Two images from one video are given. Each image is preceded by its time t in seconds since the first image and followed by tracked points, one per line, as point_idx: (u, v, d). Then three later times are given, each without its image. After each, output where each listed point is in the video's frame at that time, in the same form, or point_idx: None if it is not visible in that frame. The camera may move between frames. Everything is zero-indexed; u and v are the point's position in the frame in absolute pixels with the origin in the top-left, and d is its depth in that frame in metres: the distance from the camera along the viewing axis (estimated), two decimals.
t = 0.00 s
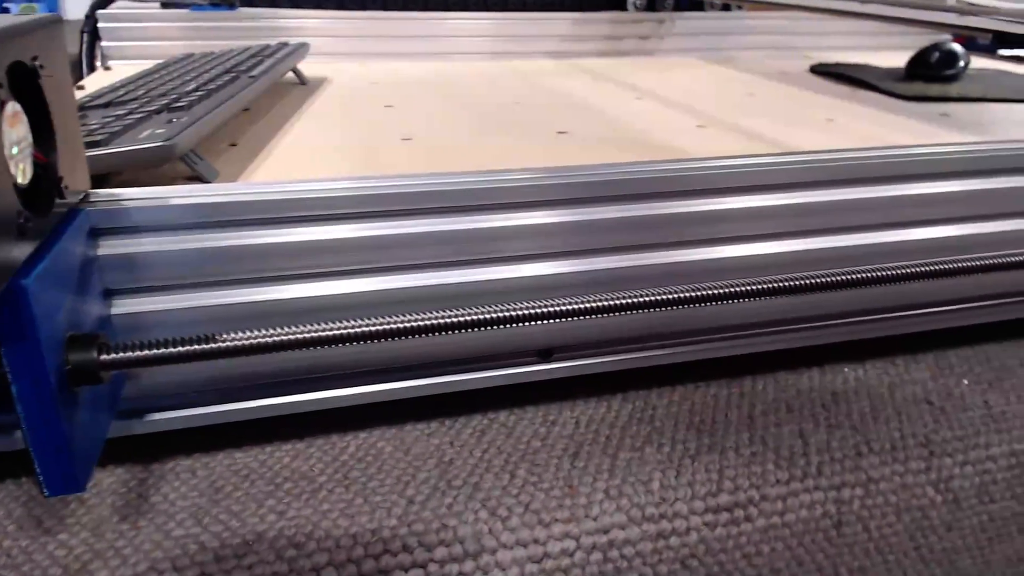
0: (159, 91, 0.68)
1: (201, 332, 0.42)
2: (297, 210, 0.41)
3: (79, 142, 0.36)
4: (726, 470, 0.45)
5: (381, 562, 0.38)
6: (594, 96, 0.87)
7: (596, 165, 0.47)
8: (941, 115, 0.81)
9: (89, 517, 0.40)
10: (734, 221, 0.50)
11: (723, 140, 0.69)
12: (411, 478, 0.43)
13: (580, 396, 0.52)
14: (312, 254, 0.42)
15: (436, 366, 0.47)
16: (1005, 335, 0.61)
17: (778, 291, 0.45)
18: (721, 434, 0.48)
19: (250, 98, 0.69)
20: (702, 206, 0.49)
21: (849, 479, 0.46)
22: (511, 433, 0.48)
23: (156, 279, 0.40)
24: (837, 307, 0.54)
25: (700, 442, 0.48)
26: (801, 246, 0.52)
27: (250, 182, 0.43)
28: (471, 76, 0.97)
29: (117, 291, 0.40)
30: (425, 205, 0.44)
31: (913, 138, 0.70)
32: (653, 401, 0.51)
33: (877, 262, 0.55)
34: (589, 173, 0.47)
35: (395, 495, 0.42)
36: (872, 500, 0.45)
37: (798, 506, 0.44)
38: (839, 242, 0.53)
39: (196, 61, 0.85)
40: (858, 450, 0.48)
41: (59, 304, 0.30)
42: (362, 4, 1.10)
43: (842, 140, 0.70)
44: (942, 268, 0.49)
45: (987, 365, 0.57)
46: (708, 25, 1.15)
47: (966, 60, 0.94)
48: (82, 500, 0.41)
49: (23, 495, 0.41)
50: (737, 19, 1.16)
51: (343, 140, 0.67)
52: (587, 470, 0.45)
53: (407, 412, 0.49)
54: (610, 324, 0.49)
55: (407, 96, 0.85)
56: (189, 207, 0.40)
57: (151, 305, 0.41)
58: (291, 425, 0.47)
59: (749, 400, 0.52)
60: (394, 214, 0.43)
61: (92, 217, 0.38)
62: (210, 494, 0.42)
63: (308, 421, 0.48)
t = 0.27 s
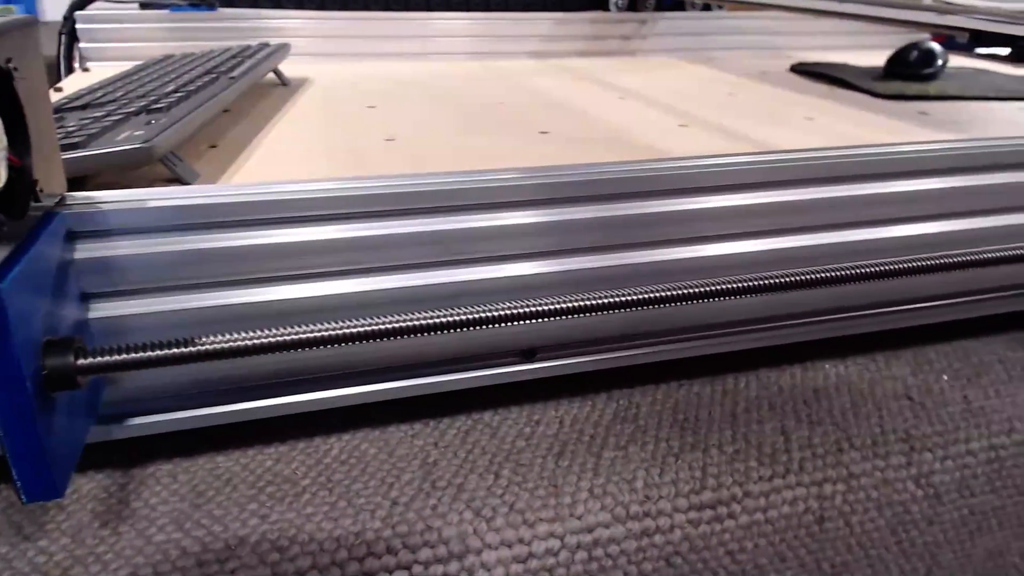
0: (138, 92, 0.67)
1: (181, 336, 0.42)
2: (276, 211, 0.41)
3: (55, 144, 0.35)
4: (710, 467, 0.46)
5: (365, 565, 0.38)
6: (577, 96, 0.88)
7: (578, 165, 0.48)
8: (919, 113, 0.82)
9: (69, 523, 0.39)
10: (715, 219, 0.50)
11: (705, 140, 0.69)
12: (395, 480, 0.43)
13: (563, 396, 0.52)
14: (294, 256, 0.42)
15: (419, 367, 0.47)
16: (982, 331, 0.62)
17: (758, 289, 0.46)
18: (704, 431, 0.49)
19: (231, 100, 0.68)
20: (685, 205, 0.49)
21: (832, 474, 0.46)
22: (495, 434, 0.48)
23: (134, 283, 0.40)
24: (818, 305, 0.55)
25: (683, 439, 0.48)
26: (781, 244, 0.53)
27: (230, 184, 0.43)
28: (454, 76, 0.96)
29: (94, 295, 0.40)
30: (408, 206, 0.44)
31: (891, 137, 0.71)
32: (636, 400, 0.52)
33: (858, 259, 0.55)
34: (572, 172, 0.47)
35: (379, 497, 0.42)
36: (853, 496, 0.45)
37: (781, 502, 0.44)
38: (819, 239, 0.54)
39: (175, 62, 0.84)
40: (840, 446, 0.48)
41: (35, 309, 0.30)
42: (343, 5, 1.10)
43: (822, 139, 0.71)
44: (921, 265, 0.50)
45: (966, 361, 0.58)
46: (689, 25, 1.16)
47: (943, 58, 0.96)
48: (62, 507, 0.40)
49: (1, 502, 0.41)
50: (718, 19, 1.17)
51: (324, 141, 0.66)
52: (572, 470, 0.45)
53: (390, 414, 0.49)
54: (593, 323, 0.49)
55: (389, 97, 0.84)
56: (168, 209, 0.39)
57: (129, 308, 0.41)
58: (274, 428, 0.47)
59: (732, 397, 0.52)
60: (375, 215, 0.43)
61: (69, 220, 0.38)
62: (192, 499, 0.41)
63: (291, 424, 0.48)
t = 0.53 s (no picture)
0: (118, 94, 0.67)
1: (163, 339, 0.41)
2: (257, 212, 0.41)
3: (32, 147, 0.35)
4: (694, 465, 0.46)
5: (350, 568, 0.38)
6: (561, 96, 0.88)
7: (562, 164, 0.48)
8: (899, 112, 0.83)
9: (49, 529, 0.39)
10: (697, 218, 0.51)
11: (688, 140, 0.69)
12: (380, 482, 0.43)
13: (548, 395, 0.52)
14: (276, 257, 0.42)
15: (403, 367, 0.47)
16: (963, 327, 0.63)
17: (741, 287, 0.46)
18: (688, 429, 0.49)
19: (212, 101, 0.68)
20: (669, 204, 0.50)
21: (815, 471, 0.46)
22: (480, 434, 0.48)
23: (114, 286, 0.40)
24: (801, 303, 0.55)
25: (668, 438, 0.48)
26: (763, 243, 0.53)
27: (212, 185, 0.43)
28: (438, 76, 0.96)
29: (73, 299, 0.39)
30: (392, 207, 0.44)
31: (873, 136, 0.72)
32: (621, 399, 0.52)
33: (840, 257, 0.56)
34: (555, 172, 0.47)
35: (363, 499, 0.42)
36: (836, 492, 0.46)
37: (765, 499, 0.44)
38: (801, 238, 0.54)
39: (156, 63, 0.83)
40: (822, 442, 0.49)
41: (11, 313, 0.30)
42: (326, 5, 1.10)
43: (803, 138, 0.71)
44: (901, 262, 0.50)
45: (947, 357, 0.59)
46: (672, 25, 1.17)
47: (923, 56, 0.97)
48: (42, 512, 0.40)
49: None
50: (701, 19, 1.17)
51: (308, 142, 0.66)
52: (557, 470, 0.45)
53: (375, 416, 0.49)
54: (577, 323, 0.49)
55: (372, 97, 0.84)
56: (147, 211, 0.39)
57: (109, 311, 0.40)
58: (257, 431, 0.47)
59: (716, 395, 0.53)
60: (357, 216, 0.43)
61: (46, 223, 0.37)
62: (174, 504, 0.41)
63: (275, 427, 0.47)
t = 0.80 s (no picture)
0: (92, 96, 0.66)
1: (140, 343, 0.41)
2: (236, 214, 0.41)
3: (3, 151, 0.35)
4: (674, 462, 0.46)
5: (331, 571, 0.38)
6: (540, 96, 0.88)
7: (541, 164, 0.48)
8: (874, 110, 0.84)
9: (24, 537, 0.38)
10: (676, 217, 0.51)
11: (667, 139, 0.70)
12: (361, 484, 0.43)
13: (530, 396, 0.52)
14: (254, 260, 0.42)
15: (384, 370, 0.47)
16: (939, 321, 0.63)
17: (719, 285, 0.46)
18: (668, 427, 0.49)
19: (188, 103, 0.67)
20: (648, 203, 0.50)
21: (793, 466, 0.47)
22: (461, 435, 0.48)
23: (88, 290, 0.39)
24: (779, 300, 0.56)
25: (648, 436, 0.48)
26: (741, 241, 0.54)
27: (189, 189, 0.42)
28: (417, 76, 0.96)
29: (46, 303, 0.39)
30: (370, 208, 0.44)
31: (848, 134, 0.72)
32: (602, 398, 0.52)
33: (818, 254, 0.56)
34: (534, 172, 0.47)
35: (344, 502, 0.41)
36: (815, 487, 0.46)
37: (744, 495, 0.45)
38: (779, 235, 0.55)
39: (131, 65, 0.83)
40: (800, 438, 0.49)
41: None
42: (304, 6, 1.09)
43: (780, 136, 0.72)
44: (877, 259, 0.51)
45: (923, 351, 0.59)
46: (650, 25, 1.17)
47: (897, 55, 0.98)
48: (17, 520, 0.39)
49: None
50: (679, 19, 1.18)
51: (285, 143, 0.66)
52: (538, 469, 0.45)
53: (355, 419, 0.49)
54: (557, 323, 0.49)
55: (351, 98, 0.84)
56: (123, 214, 0.39)
57: (83, 316, 0.40)
58: (237, 436, 0.47)
59: (696, 393, 0.53)
60: (335, 218, 0.43)
61: (19, 227, 0.37)
62: (152, 510, 0.41)
63: (255, 431, 0.47)
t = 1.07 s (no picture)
0: (71, 98, 0.65)
1: (121, 347, 0.41)
2: (217, 216, 0.41)
3: None
4: (659, 461, 0.46)
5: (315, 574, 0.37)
6: (523, 96, 0.88)
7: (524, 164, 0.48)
8: (854, 109, 0.85)
9: (4, 544, 0.38)
10: (659, 216, 0.51)
11: (650, 139, 0.70)
12: (345, 487, 0.43)
13: (514, 396, 0.52)
14: (236, 262, 0.42)
15: (368, 371, 0.47)
16: (919, 318, 0.64)
17: (701, 284, 0.47)
18: (653, 425, 0.49)
19: (168, 104, 0.67)
20: (633, 202, 0.50)
21: (776, 463, 0.47)
22: (446, 436, 0.47)
23: (68, 293, 0.39)
24: (762, 298, 0.56)
25: (633, 434, 0.48)
26: (724, 240, 0.54)
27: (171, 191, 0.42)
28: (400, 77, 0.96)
29: (24, 308, 0.39)
30: (353, 208, 0.44)
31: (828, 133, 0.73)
32: (587, 397, 0.52)
33: (801, 252, 0.57)
34: (517, 172, 0.47)
35: (328, 505, 0.41)
36: (798, 483, 0.47)
37: (728, 492, 0.45)
38: (761, 234, 0.55)
39: (111, 66, 0.82)
40: (783, 435, 0.50)
41: None
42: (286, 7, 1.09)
43: (761, 135, 0.72)
44: (858, 256, 0.51)
45: (904, 347, 0.60)
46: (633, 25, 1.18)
47: (877, 55, 0.99)
48: None
49: None
50: (661, 18, 1.19)
51: (266, 144, 0.65)
52: (523, 469, 0.45)
53: (339, 421, 0.49)
54: (542, 323, 0.49)
55: (333, 98, 0.83)
56: (103, 215, 0.39)
57: (63, 320, 0.40)
58: (220, 439, 0.46)
59: (680, 391, 0.53)
60: (317, 219, 0.43)
61: None
62: (134, 515, 0.40)
63: (238, 435, 0.47)
